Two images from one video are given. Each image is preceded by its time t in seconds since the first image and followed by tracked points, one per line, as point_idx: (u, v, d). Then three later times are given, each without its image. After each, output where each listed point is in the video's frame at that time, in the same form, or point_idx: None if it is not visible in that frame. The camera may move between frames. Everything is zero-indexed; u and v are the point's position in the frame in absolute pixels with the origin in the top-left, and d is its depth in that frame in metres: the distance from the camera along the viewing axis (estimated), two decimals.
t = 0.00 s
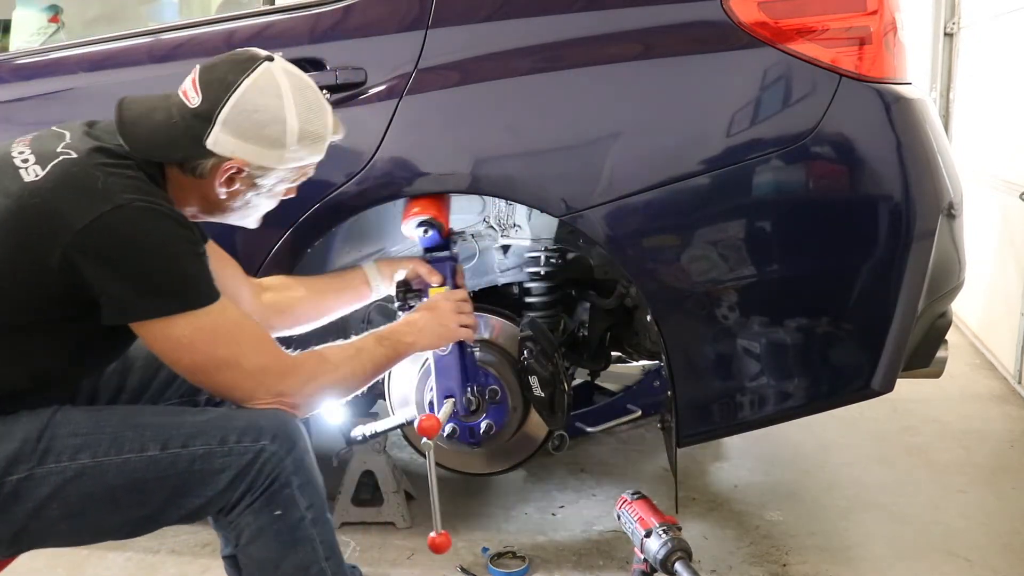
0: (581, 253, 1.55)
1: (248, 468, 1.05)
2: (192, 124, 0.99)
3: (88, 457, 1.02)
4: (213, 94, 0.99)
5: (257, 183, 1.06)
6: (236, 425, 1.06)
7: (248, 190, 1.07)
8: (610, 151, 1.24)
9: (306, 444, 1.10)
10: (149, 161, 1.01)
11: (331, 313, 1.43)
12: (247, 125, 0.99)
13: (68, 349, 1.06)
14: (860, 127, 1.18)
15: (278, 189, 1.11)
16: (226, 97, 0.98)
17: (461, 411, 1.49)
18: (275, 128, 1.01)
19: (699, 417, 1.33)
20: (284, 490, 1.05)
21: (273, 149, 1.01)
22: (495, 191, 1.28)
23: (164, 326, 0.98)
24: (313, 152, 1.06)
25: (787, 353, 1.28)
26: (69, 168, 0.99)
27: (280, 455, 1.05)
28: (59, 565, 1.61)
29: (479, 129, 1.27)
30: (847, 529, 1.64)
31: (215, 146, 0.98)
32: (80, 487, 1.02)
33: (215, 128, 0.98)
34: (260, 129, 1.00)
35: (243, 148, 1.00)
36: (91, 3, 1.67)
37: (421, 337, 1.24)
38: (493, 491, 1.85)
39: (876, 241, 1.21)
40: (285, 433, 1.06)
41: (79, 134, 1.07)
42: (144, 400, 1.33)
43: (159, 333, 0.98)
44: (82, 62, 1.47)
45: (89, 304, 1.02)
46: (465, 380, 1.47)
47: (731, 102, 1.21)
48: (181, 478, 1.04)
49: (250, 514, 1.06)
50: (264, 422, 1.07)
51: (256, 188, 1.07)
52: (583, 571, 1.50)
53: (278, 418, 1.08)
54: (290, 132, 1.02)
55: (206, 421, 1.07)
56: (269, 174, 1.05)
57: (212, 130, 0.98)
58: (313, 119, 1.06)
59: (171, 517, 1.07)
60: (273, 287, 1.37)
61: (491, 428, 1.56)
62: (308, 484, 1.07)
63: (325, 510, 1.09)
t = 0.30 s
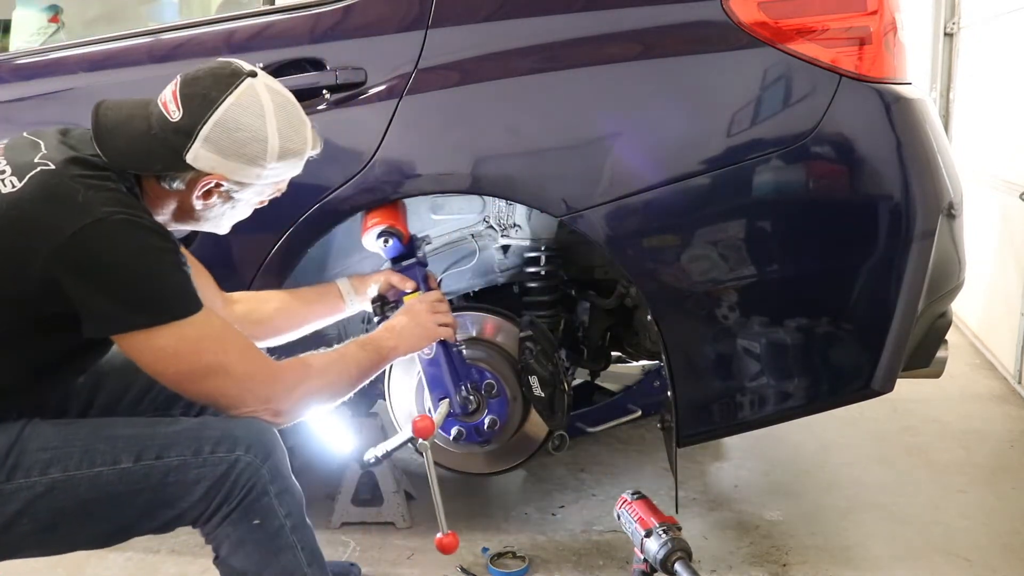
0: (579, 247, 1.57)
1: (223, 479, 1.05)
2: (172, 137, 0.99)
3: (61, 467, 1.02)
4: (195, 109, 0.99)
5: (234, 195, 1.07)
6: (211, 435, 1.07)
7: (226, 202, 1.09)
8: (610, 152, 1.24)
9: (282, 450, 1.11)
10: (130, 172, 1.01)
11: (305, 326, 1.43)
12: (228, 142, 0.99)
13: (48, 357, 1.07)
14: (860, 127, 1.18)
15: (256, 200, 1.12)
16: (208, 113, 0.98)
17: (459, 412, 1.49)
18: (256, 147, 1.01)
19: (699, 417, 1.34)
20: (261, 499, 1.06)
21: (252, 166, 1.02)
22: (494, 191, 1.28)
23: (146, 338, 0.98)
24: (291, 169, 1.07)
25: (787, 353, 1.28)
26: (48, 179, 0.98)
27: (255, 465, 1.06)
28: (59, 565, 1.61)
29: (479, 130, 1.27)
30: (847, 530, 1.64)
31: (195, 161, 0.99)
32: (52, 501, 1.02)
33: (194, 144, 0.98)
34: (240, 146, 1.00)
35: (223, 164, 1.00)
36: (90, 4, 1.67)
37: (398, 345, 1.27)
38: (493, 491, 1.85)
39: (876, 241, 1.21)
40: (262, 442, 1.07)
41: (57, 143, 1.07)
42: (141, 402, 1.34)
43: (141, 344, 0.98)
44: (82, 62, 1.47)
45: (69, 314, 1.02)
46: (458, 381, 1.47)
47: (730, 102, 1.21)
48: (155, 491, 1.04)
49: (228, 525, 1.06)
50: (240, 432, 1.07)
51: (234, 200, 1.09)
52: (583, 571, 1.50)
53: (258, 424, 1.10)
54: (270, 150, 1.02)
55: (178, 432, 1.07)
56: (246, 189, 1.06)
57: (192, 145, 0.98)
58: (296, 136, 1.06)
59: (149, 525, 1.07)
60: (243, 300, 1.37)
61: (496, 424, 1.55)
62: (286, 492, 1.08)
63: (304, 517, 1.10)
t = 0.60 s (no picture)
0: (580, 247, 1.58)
1: (225, 480, 1.05)
2: (180, 134, 0.99)
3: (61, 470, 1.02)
4: (202, 105, 0.99)
5: (242, 194, 1.07)
6: (213, 436, 1.07)
7: (233, 200, 1.08)
8: (610, 152, 1.24)
9: (286, 451, 1.11)
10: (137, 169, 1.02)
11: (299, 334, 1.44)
12: (236, 138, 0.99)
13: (46, 361, 1.05)
14: (860, 127, 1.18)
15: (264, 199, 1.12)
16: (216, 109, 0.99)
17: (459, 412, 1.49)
18: (262, 143, 1.01)
19: (699, 417, 1.34)
20: (264, 501, 1.06)
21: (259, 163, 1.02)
22: (495, 192, 1.28)
23: (153, 339, 0.98)
24: (300, 166, 1.07)
25: (787, 353, 1.28)
26: (54, 181, 0.98)
27: (258, 466, 1.05)
28: (59, 565, 1.61)
29: (480, 130, 1.27)
30: (846, 530, 1.64)
31: (203, 158, 0.99)
32: (51, 506, 1.01)
33: (202, 140, 0.98)
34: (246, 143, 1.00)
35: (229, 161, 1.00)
36: (90, 4, 1.67)
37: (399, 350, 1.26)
38: (493, 491, 1.85)
39: (876, 241, 1.21)
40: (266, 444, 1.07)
41: (63, 145, 1.07)
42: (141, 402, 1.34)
43: (148, 345, 0.98)
44: (82, 62, 1.47)
45: (73, 317, 1.02)
46: (456, 381, 1.47)
47: (730, 102, 1.21)
48: (156, 493, 1.05)
49: (231, 527, 1.06)
50: (244, 433, 1.07)
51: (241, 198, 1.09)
52: (583, 571, 1.50)
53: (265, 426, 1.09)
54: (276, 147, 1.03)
55: (179, 434, 1.07)
56: (255, 186, 1.06)
57: (200, 142, 0.98)
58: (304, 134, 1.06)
59: (150, 527, 1.08)
60: (240, 308, 1.37)
61: (497, 423, 1.54)
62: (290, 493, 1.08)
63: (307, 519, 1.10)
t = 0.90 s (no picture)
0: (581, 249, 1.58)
1: (241, 474, 1.05)
2: (214, 141, 0.98)
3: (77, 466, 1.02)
4: (239, 113, 0.98)
5: (272, 194, 1.08)
6: (228, 430, 1.06)
7: (264, 201, 1.10)
8: (610, 152, 1.24)
9: (301, 446, 1.11)
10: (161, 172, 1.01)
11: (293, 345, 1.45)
12: (273, 145, 1.00)
13: (63, 358, 1.05)
14: (860, 127, 1.18)
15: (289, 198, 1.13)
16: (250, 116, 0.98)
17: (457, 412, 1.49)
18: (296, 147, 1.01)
19: (699, 417, 1.34)
20: (283, 497, 1.06)
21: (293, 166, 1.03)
22: (495, 192, 1.28)
23: (176, 339, 0.98)
24: (330, 168, 1.08)
25: (787, 354, 1.28)
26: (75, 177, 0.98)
27: (275, 460, 1.06)
28: (60, 565, 1.61)
29: (480, 130, 1.27)
30: (846, 530, 1.64)
31: (239, 165, 0.99)
32: (65, 503, 1.01)
33: (238, 148, 0.98)
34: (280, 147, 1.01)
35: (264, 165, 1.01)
36: (90, 4, 1.67)
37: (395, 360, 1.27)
38: (494, 491, 1.85)
39: (876, 241, 1.21)
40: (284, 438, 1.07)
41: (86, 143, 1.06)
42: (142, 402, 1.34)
43: (171, 346, 0.99)
44: (82, 62, 1.48)
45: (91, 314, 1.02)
46: (452, 381, 1.47)
47: (731, 103, 1.21)
48: (169, 490, 1.04)
49: (245, 522, 1.06)
50: (261, 426, 1.07)
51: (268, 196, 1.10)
52: (583, 571, 1.50)
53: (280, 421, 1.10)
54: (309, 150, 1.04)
55: (194, 428, 1.07)
56: (285, 188, 1.07)
57: (237, 150, 0.98)
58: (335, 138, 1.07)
59: (163, 523, 1.07)
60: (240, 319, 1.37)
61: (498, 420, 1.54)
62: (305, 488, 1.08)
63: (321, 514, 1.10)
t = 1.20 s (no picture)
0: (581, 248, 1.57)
1: (242, 477, 1.05)
2: (263, 183, 1.01)
3: (76, 469, 1.02)
4: (293, 161, 1.00)
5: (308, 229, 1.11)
6: (229, 432, 1.06)
7: (298, 233, 1.12)
8: (611, 152, 1.24)
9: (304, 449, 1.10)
10: (189, 200, 1.01)
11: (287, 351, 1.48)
12: (322, 196, 1.02)
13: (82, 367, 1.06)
14: (860, 127, 1.18)
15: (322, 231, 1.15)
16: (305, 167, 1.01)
17: (457, 412, 1.49)
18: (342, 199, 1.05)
19: (700, 417, 1.34)
20: (285, 501, 1.05)
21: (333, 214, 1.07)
22: (495, 192, 1.28)
23: (194, 362, 0.99)
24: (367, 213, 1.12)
25: (787, 354, 1.28)
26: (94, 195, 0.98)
27: (277, 462, 1.05)
28: (60, 565, 1.61)
29: (481, 130, 1.27)
30: (846, 530, 1.64)
31: (285, 209, 1.02)
32: (64, 507, 1.02)
33: (286, 194, 1.01)
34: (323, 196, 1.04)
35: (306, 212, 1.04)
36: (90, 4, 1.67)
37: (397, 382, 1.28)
38: (494, 491, 1.85)
39: (876, 241, 1.21)
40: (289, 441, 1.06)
41: (112, 156, 1.06)
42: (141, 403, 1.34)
43: (188, 368, 0.99)
44: (82, 62, 1.48)
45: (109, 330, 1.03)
46: (451, 382, 1.47)
47: (731, 103, 1.21)
48: (168, 493, 1.04)
49: (246, 526, 1.06)
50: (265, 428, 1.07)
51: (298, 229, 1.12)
52: (583, 571, 1.50)
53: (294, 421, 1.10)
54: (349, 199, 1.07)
55: (194, 431, 1.07)
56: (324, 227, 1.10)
57: (285, 195, 1.01)
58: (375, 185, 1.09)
59: (165, 527, 1.08)
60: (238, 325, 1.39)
61: (500, 417, 1.54)
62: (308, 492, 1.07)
63: (324, 519, 1.09)
